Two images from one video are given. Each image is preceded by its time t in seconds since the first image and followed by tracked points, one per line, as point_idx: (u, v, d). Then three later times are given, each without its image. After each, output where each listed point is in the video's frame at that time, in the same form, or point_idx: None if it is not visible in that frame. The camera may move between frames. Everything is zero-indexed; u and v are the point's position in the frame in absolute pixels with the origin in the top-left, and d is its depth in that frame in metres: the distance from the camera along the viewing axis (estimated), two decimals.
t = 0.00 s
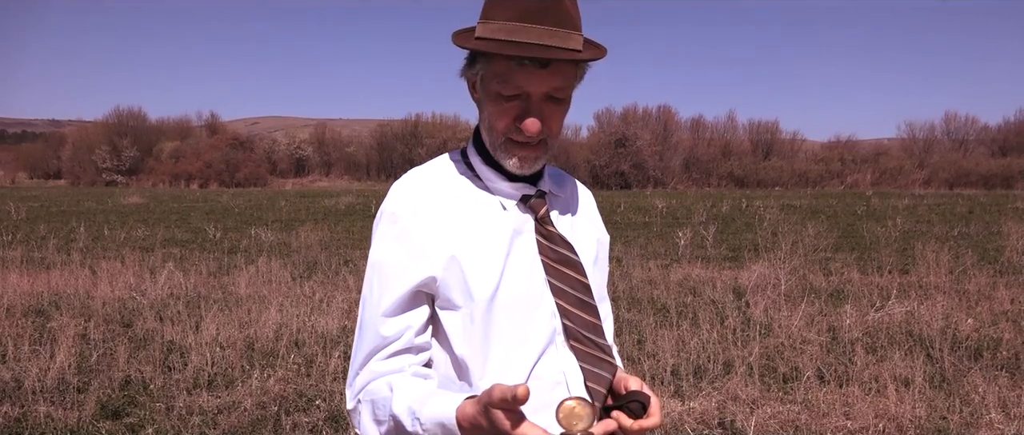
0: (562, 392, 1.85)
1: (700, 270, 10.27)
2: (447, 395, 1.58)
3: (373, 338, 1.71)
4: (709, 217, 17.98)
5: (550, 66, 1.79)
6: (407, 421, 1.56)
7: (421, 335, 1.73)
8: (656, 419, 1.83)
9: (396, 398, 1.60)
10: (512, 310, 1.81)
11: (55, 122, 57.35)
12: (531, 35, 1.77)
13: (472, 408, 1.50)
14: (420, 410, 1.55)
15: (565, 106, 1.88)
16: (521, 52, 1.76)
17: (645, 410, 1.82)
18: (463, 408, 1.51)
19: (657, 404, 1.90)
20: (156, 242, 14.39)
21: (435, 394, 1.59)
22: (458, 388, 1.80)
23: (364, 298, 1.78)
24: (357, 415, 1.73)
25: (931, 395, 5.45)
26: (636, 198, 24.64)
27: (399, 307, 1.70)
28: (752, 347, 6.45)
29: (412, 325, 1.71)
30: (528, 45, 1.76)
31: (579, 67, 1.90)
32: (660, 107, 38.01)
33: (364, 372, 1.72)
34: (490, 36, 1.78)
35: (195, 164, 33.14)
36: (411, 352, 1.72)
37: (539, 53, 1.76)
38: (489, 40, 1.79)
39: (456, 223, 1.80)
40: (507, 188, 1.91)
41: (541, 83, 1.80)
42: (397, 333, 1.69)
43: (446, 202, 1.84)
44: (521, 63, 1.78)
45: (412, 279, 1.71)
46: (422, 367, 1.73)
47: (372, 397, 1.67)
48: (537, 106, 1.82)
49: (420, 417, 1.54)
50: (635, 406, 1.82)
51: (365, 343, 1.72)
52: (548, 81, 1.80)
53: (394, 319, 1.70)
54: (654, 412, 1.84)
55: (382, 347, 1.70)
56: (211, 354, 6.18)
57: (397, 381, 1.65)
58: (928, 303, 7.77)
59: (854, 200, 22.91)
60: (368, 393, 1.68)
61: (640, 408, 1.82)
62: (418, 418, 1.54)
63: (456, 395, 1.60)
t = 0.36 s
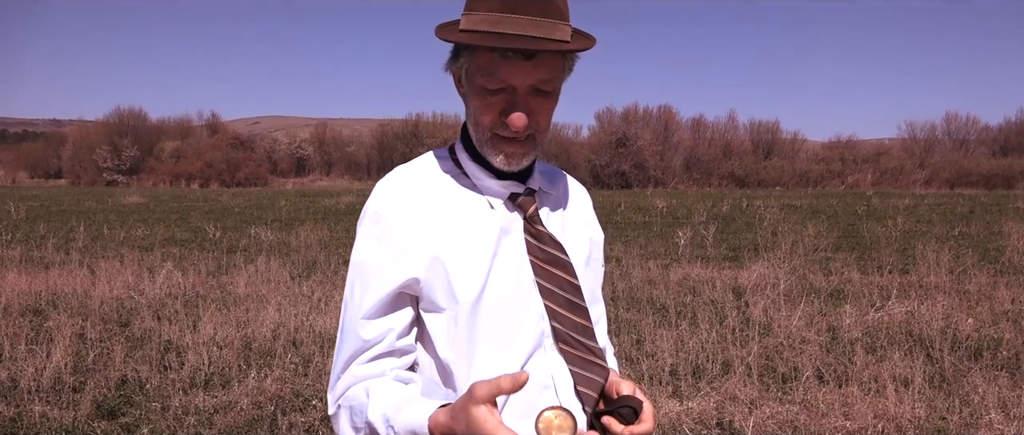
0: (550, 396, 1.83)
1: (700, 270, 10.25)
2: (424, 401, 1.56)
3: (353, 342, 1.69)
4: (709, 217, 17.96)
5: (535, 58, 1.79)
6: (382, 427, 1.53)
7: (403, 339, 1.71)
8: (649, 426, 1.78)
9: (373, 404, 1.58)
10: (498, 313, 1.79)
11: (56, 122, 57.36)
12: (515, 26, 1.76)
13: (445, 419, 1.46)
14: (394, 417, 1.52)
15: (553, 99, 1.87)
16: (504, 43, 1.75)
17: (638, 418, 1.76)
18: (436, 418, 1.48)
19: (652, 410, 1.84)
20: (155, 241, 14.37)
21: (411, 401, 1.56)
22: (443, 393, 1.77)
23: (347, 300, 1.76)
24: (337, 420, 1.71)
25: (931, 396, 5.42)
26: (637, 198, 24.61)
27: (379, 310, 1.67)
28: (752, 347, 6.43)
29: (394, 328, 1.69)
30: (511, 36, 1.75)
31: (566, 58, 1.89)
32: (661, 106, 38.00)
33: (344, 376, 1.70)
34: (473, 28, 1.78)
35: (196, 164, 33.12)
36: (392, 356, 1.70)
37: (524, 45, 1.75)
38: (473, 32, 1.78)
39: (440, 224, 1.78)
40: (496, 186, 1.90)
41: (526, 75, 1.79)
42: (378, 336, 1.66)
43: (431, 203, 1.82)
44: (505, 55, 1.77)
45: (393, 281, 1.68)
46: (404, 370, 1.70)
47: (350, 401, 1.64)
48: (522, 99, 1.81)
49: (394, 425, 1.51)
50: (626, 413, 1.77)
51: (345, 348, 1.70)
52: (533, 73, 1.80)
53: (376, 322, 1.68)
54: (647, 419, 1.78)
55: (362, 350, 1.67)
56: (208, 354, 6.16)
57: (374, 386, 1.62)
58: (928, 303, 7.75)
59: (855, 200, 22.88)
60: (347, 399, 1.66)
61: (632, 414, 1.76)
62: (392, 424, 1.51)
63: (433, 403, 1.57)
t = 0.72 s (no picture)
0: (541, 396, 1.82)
1: (700, 270, 10.23)
2: (406, 408, 1.56)
3: (338, 345, 1.67)
4: (708, 217, 17.93)
5: (525, 50, 1.76)
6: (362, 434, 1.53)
7: (390, 341, 1.70)
8: (641, 428, 1.76)
9: (355, 411, 1.57)
10: (488, 313, 1.77)
11: (56, 122, 57.34)
12: (504, 17, 1.73)
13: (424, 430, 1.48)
14: (376, 424, 1.52)
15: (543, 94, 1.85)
16: (493, 35, 1.72)
17: (631, 420, 1.75)
18: (417, 425, 1.50)
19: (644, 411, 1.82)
20: (154, 242, 14.35)
21: (393, 406, 1.56)
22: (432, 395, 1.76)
23: (332, 302, 1.74)
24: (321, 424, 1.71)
25: (930, 397, 5.39)
26: (636, 198, 24.59)
27: (366, 313, 1.66)
28: (751, 347, 6.41)
29: (380, 330, 1.67)
30: (501, 28, 1.72)
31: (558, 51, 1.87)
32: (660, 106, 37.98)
33: (328, 379, 1.69)
34: (461, 20, 1.75)
35: (195, 165, 33.07)
36: (378, 359, 1.69)
37: (513, 36, 1.72)
38: (461, 25, 1.75)
39: (427, 225, 1.77)
40: (486, 184, 1.88)
41: (517, 68, 1.76)
42: (364, 339, 1.65)
43: (418, 202, 1.80)
44: (495, 47, 1.74)
45: (380, 281, 1.67)
46: (391, 374, 1.70)
47: (334, 406, 1.64)
48: (512, 92, 1.79)
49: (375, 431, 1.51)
50: (618, 415, 1.74)
51: (329, 352, 1.69)
52: (523, 66, 1.77)
53: (362, 325, 1.67)
54: (640, 420, 1.76)
55: (347, 354, 1.66)
56: (205, 354, 6.13)
57: (357, 391, 1.61)
58: (928, 304, 7.72)
59: (855, 200, 22.87)
60: (331, 404, 1.65)
61: (625, 415, 1.75)
62: (372, 430, 1.51)
63: (415, 410, 1.57)
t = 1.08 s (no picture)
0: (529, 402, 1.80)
1: (700, 272, 10.20)
2: (389, 411, 1.56)
3: (321, 349, 1.67)
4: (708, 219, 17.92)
5: (493, 28, 1.84)
6: None
7: (374, 345, 1.69)
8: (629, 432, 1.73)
9: (337, 415, 1.57)
10: (473, 316, 1.76)
11: (57, 123, 57.37)
12: None
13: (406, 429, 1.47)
14: (358, 426, 1.52)
15: (517, 79, 1.90)
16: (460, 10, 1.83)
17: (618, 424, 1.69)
18: (398, 426, 1.49)
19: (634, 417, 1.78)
20: (153, 243, 14.32)
21: (376, 409, 1.56)
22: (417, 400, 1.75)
23: (315, 305, 1.73)
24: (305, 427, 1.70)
25: (930, 400, 5.37)
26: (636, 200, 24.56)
27: (349, 316, 1.66)
28: (750, 349, 6.40)
29: (363, 334, 1.67)
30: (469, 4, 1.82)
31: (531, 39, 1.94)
32: (660, 108, 37.97)
33: (311, 382, 1.68)
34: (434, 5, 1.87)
35: (196, 167, 33.06)
36: (362, 363, 1.68)
37: (481, 11, 1.83)
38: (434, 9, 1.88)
39: (412, 228, 1.76)
40: (473, 186, 1.87)
41: (487, 45, 1.84)
42: (346, 344, 1.65)
43: (404, 204, 1.79)
44: (463, 24, 1.84)
45: (363, 284, 1.66)
46: (375, 378, 1.70)
47: (317, 410, 1.63)
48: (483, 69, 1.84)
49: None
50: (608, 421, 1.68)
51: (313, 355, 1.68)
52: (491, 41, 1.84)
53: (345, 329, 1.66)
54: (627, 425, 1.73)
55: (330, 357, 1.66)
56: (202, 357, 6.11)
57: (340, 395, 1.61)
58: (928, 306, 7.70)
59: (855, 202, 22.85)
60: (313, 408, 1.64)
61: (613, 421, 1.69)
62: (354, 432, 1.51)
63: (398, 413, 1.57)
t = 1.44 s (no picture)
0: (515, 404, 1.79)
1: (700, 274, 10.20)
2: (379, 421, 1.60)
3: (314, 354, 1.69)
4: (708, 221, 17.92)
5: (472, 25, 1.90)
6: None
7: (366, 348, 1.70)
8: None
9: (326, 420, 1.60)
10: (460, 317, 1.76)
11: (58, 126, 57.45)
12: None
13: None
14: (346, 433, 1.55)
15: (499, 76, 1.93)
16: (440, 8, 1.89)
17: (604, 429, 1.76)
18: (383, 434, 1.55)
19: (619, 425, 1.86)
20: (153, 245, 14.31)
21: (365, 418, 1.59)
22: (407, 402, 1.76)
23: (309, 308, 1.76)
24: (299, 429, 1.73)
25: (930, 402, 5.36)
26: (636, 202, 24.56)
27: (339, 320, 1.67)
28: (749, 351, 6.40)
29: (352, 340, 1.67)
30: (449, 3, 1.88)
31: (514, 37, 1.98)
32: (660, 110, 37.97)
33: (305, 386, 1.71)
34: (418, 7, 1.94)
35: (196, 168, 33.07)
36: (353, 368, 1.70)
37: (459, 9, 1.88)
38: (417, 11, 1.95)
39: (402, 230, 1.77)
40: (463, 189, 1.88)
41: (466, 43, 1.88)
42: (337, 348, 1.67)
43: (395, 208, 1.81)
44: (442, 22, 1.90)
45: (350, 287, 1.67)
46: (366, 383, 1.72)
47: (308, 414, 1.66)
48: (462, 65, 1.88)
49: None
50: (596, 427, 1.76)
51: (307, 358, 1.71)
52: (469, 39, 1.89)
53: (335, 333, 1.68)
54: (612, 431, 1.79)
55: (322, 362, 1.68)
56: (201, 359, 6.11)
57: (331, 400, 1.64)
58: (928, 308, 7.69)
59: (855, 204, 22.85)
60: (306, 411, 1.68)
61: (598, 427, 1.77)
62: None
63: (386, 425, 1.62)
